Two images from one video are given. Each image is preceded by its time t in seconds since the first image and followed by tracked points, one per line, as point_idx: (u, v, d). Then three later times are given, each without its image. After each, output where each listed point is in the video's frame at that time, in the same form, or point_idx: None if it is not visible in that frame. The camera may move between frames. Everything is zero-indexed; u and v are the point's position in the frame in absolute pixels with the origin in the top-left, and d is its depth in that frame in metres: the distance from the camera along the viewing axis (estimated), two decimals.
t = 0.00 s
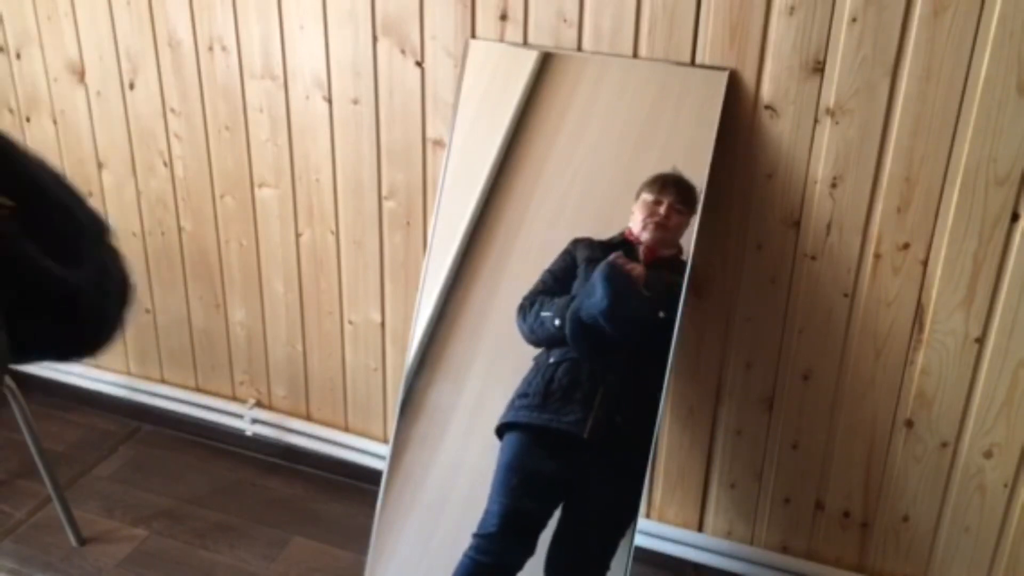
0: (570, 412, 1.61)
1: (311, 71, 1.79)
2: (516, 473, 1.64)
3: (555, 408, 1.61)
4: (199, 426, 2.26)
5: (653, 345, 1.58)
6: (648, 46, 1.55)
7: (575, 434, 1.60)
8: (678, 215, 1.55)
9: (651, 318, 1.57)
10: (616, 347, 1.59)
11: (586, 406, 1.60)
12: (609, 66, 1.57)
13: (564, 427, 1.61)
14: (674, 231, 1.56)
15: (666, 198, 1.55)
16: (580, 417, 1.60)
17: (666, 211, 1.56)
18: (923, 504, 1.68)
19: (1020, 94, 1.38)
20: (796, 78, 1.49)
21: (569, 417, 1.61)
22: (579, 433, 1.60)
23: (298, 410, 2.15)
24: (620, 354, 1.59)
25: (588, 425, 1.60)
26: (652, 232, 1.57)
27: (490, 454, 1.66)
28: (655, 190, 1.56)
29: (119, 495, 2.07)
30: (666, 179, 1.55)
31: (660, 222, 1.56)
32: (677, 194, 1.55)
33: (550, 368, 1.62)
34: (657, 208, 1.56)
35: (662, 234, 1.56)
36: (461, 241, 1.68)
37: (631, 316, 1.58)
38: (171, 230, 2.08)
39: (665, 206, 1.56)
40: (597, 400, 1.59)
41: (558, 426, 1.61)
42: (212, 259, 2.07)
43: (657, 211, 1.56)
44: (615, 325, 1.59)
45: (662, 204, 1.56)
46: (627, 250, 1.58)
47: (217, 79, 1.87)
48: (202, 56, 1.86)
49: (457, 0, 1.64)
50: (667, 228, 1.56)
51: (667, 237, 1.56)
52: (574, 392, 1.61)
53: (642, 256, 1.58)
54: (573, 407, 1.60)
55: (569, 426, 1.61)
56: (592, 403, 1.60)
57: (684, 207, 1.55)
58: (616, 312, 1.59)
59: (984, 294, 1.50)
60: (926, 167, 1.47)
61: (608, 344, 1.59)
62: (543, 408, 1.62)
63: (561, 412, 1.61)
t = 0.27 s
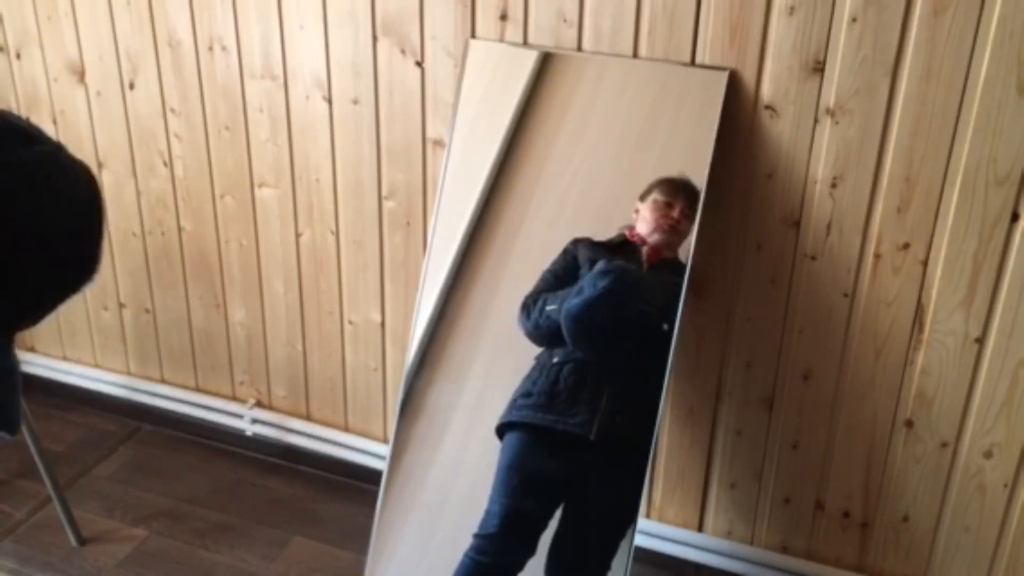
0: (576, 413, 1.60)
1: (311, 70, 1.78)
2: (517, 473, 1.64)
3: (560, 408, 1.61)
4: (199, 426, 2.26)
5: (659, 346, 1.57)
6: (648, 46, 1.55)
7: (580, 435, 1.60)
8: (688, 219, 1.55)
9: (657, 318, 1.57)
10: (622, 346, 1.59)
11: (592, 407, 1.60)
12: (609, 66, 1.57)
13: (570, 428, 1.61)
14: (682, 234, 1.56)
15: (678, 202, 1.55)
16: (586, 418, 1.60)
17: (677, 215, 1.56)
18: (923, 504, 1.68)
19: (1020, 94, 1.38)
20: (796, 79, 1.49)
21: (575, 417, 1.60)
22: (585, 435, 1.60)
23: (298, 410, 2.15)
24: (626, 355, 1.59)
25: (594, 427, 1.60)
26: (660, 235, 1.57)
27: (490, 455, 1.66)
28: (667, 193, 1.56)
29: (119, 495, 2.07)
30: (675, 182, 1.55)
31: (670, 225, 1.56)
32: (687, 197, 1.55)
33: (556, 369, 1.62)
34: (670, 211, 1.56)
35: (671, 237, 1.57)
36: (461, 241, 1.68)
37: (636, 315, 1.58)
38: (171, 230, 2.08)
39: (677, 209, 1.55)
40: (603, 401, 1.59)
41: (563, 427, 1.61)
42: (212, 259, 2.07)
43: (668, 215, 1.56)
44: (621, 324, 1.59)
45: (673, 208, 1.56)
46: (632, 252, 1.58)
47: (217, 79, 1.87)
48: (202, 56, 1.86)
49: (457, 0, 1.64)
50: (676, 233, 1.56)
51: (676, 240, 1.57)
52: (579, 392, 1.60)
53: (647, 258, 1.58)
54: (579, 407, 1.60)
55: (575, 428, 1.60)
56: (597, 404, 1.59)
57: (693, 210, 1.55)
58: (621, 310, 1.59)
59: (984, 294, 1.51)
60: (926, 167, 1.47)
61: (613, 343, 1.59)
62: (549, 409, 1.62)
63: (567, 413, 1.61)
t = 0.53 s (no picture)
0: (578, 410, 1.60)
1: (311, 71, 1.79)
2: (517, 473, 1.64)
3: (562, 406, 1.61)
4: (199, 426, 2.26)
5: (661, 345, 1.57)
6: (648, 46, 1.55)
7: (581, 433, 1.60)
8: (683, 224, 1.55)
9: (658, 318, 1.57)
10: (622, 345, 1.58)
11: (593, 405, 1.59)
12: (608, 66, 1.57)
13: (571, 425, 1.60)
14: (679, 238, 1.56)
15: (673, 205, 1.55)
16: (588, 416, 1.60)
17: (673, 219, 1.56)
18: (922, 504, 1.68)
19: (1020, 94, 1.38)
20: (796, 79, 1.49)
21: (577, 415, 1.60)
22: (585, 432, 1.60)
23: (298, 410, 2.15)
24: (626, 353, 1.58)
25: (595, 425, 1.60)
26: (657, 240, 1.57)
27: (490, 455, 1.66)
28: (662, 196, 1.56)
29: (119, 495, 2.07)
30: (675, 183, 1.55)
31: (665, 230, 1.56)
32: (683, 200, 1.55)
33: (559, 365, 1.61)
34: (664, 215, 1.56)
35: (668, 241, 1.56)
36: (461, 240, 1.68)
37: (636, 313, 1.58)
38: (171, 230, 2.08)
39: (670, 213, 1.56)
40: (605, 400, 1.59)
41: (564, 424, 1.61)
42: (212, 259, 2.07)
43: (663, 219, 1.56)
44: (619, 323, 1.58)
45: (668, 211, 1.56)
46: (632, 253, 1.58)
47: (217, 80, 1.87)
48: (202, 56, 1.86)
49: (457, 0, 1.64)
50: (672, 236, 1.56)
51: (673, 244, 1.56)
52: (581, 390, 1.60)
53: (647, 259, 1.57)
54: (581, 405, 1.60)
55: (575, 425, 1.60)
56: (599, 402, 1.59)
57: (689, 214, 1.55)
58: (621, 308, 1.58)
59: (984, 294, 1.50)
60: (926, 167, 1.47)
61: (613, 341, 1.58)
62: (550, 405, 1.62)
63: (568, 410, 1.61)
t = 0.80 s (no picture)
0: (568, 409, 1.61)
1: (311, 71, 1.79)
2: (517, 473, 1.64)
3: (554, 405, 1.61)
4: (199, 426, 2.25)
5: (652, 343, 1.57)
6: (648, 46, 1.55)
7: (571, 431, 1.60)
8: (682, 233, 1.56)
9: (650, 316, 1.57)
10: (615, 343, 1.58)
11: (583, 403, 1.60)
12: (609, 66, 1.57)
13: (560, 424, 1.61)
14: (677, 246, 1.56)
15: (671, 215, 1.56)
16: (579, 414, 1.60)
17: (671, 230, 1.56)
18: (922, 503, 1.68)
19: (1020, 94, 1.38)
20: (796, 79, 1.49)
21: (568, 414, 1.61)
22: (576, 430, 1.60)
23: (298, 409, 2.15)
24: (620, 352, 1.58)
25: (586, 422, 1.60)
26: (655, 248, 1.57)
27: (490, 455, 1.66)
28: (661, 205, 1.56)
29: (119, 495, 2.07)
30: (677, 185, 1.55)
31: (663, 239, 1.57)
32: (682, 204, 1.55)
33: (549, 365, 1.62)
34: (662, 225, 1.56)
35: (665, 251, 1.57)
36: (461, 240, 1.68)
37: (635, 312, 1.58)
38: (172, 230, 2.08)
39: (669, 222, 1.56)
40: (596, 398, 1.59)
41: (555, 423, 1.61)
42: (212, 259, 2.07)
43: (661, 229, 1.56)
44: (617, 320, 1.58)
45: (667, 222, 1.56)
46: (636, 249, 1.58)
47: (217, 80, 1.87)
48: (202, 56, 1.86)
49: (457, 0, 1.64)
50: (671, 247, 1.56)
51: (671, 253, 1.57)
52: (573, 389, 1.60)
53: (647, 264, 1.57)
54: (572, 403, 1.60)
55: (565, 423, 1.61)
56: (589, 400, 1.59)
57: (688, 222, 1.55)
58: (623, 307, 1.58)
59: (984, 294, 1.51)
60: (926, 167, 1.47)
61: (606, 340, 1.59)
62: (541, 404, 1.62)
63: (559, 409, 1.61)
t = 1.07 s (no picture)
0: (566, 409, 1.61)
1: (312, 71, 1.79)
2: (517, 473, 1.64)
3: (552, 405, 1.62)
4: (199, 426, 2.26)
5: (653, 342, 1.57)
6: (648, 46, 1.55)
7: (570, 431, 1.60)
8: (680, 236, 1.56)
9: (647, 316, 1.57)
10: (613, 341, 1.59)
11: (581, 403, 1.60)
12: (609, 67, 1.57)
13: (559, 423, 1.61)
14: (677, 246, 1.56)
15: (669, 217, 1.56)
16: (576, 415, 1.60)
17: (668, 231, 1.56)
18: (922, 504, 1.68)
19: (1020, 94, 1.38)
20: (796, 79, 1.49)
21: (566, 414, 1.61)
22: (573, 430, 1.60)
23: (298, 410, 2.15)
24: (618, 351, 1.59)
25: (583, 421, 1.60)
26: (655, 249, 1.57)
27: (490, 454, 1.66)
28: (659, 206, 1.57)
29: (119, 495, 2.07)
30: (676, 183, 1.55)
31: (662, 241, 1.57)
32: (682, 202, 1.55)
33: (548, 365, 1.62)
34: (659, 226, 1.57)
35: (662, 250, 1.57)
36: (461, 240, 1.69)
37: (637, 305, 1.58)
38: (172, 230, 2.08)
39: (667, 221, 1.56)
40: (594, 399, 1.59)
41: (553, 423, 1.62)
42: (212, 259, 2.07)
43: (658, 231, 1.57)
44: (614, 320, 1.58)
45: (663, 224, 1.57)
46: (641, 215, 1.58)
47: (217, 80, 1.87)
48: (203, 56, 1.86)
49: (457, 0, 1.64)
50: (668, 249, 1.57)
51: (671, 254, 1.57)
52: (571, 389, 1.61)
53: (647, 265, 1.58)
54: (570, 403, 1.61)
55: (564, 423, 1.61)
56: (587, 401, 1.60)
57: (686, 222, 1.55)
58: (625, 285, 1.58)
59: (984, 294, 1.51)
60: (926, 167, 1.47)
61: (604, 338, 1.59)
62: (540, 404, 1.63)
63: (557, 409, 1.61)
